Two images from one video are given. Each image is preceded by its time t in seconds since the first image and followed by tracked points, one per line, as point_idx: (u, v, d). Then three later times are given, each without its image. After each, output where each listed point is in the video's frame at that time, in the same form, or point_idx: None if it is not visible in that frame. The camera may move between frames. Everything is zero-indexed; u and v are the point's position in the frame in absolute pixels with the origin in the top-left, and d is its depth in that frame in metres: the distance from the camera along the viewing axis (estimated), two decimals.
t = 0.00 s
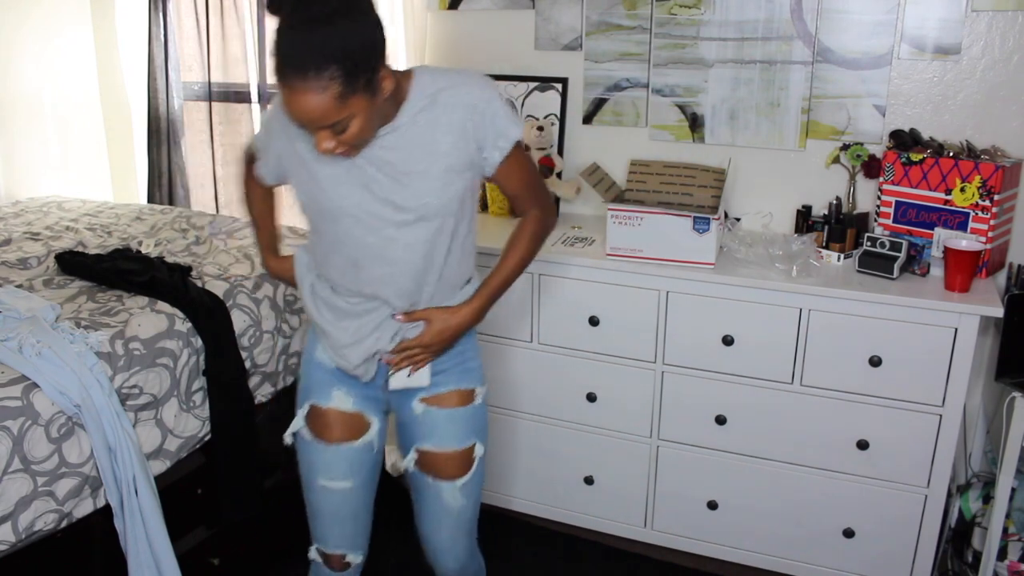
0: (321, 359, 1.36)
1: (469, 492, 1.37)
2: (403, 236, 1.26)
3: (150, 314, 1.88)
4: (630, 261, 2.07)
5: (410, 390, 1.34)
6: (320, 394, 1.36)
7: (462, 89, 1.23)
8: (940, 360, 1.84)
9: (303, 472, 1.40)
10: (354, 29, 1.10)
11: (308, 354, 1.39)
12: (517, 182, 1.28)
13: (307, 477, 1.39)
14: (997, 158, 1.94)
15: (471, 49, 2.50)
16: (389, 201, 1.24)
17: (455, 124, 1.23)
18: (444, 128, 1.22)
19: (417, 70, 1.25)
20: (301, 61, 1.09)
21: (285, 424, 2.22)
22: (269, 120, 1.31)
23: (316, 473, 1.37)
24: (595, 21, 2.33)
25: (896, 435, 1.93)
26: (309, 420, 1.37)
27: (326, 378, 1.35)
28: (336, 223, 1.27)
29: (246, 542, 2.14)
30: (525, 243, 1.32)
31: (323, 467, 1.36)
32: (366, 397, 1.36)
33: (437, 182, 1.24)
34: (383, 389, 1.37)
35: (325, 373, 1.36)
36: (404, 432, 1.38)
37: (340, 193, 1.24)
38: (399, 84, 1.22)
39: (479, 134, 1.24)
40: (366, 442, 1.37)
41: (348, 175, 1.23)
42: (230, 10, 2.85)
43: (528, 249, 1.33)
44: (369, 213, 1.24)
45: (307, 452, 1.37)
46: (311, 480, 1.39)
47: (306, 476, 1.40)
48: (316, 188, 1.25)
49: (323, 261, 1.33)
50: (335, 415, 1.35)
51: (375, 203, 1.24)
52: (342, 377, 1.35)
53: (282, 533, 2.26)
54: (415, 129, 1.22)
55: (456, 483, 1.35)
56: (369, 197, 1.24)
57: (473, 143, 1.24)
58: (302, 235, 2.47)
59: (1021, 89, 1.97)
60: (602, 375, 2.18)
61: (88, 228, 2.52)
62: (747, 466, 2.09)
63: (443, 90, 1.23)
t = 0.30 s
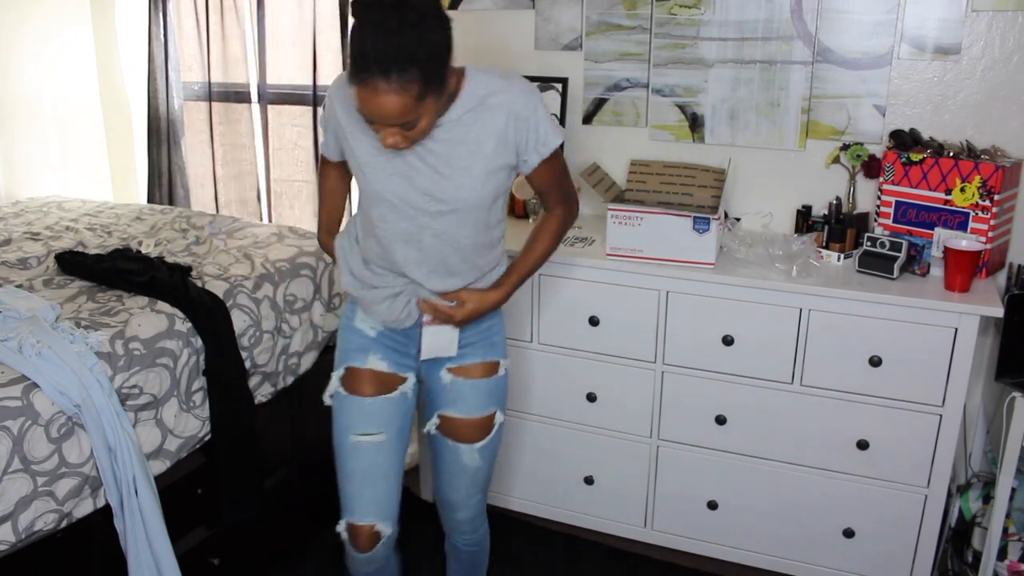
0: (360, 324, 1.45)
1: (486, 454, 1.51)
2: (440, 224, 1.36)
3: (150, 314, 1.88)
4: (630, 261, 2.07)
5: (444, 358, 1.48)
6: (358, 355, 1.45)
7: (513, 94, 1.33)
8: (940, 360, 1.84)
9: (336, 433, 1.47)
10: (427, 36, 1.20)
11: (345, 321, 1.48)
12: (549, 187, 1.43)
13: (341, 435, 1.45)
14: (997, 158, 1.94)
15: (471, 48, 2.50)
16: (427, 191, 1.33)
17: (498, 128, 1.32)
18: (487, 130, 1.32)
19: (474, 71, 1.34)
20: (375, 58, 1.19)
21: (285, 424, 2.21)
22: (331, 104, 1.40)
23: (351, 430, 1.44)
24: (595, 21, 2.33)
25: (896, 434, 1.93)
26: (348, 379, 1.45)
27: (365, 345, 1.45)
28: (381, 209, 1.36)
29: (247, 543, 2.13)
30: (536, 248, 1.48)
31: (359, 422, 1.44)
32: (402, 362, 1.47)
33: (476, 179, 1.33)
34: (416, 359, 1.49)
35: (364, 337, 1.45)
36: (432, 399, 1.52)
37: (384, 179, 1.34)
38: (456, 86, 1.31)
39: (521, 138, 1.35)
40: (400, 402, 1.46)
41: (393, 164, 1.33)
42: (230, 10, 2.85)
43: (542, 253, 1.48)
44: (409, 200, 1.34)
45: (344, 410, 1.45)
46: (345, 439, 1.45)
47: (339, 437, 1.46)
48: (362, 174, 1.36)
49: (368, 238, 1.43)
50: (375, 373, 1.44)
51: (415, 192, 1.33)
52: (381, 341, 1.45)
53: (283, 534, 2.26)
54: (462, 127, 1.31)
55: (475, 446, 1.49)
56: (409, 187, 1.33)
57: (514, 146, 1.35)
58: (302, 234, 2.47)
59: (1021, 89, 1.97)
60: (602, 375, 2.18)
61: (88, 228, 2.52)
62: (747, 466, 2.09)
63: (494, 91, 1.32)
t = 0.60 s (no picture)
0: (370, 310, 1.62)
1: (492, 420, 1.65)
2: (454, 206, 1.53)
3: (150, 314, 1.88)
4: (630, 261, 2.07)
5: (450, 331, 1.63)
6: (371, 339, 1.63)
7: (510, 81, 1.52)
8: (940, 360, 1.84)
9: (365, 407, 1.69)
10: (454, 41, 1.42)
11: (358, 306, 1.65)
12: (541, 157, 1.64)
13: (369, 411, 1.68)
14: (997, 158, 1.94)
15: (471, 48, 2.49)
16: (444, 179, 1.49)
17: (502, 114, 1.51)
18: (494, 118, 1.50)
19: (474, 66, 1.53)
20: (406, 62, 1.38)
21: (285, 424, 2.21)
22: (338, 101, 1.51)
23: (377, 408, 1.66)
24: (595, 21, 2.33)
25: (896, 434, 1.93)
26: (366, 362, 1.64)
27: (375, 326, 1.63)
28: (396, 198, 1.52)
29: (246, 542, 2.13)
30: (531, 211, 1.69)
31: (383, 400, 1.65)
32: (412, 339, 1.64)
33: (485, 163, 1.51)
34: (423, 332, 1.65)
35: (376, 322, 1.62)
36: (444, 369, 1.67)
37: (402, 171, 1.48)
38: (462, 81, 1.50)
39: (521, 121, 1.54)
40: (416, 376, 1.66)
41: (410, 155, 1.48)
42: (230, 10, 2.85)
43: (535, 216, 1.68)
44: (426, 188, 1.49)
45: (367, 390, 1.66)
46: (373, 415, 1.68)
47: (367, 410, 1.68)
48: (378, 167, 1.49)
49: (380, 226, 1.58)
50: (386, 356, 1.62)
51: (432, 181, 1.49)
52: (391, 324, 1.62)
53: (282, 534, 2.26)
54: (472, 118, 1.49)
55: (483, 411, 1.64)
56: (426, 175, 1.48)
57: (516, 129, 1.54)
58: (302, 234, 2.47)
59: (1021, 89, 1.97)
60: (602, 375, 2.18)
61: (87, 228, 2.52)
62: (747, 466, 2.09)
63: (494, 81, 1.51)
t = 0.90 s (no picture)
0: (368, 286, 1.74)
1: (493, 390, 1.75)
2: (449, 187, 1.64)
3: (150, 314, 1.88)
4: (630, 261, 2.07)
5: (444, 305, 1.73)
6: (369, 313, 1.74)
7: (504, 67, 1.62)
8: (940, 360, 1.84)
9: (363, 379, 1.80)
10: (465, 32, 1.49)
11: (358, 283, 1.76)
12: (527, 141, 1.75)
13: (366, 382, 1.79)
14: (997, 158, 1.94)
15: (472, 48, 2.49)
16: (438, 159, 1.59)
17: (498, 101, 1.61)
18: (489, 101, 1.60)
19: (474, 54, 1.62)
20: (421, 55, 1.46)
21: (285, 424, 2.21)
22: (342, 86, 1.60)
23: (373, 378, 1.77)
24: (595, 21, 2.32)
25: (896, 434, 1.93)
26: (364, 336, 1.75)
27: (373, 301, 1.74)
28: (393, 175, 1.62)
29: (246, 542, 2.13)
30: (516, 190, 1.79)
31: (380, 371, 1.76)
32: (408, 314, 1.74)
33: (479, 147, 1.61)
34: (419, 306, 1.75)
35: (372, 297, 1.73)
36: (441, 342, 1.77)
37: (399, 150, 1.58)
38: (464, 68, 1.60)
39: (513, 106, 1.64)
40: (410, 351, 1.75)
41: (407, 133, 1.57)
42: (230, 10, 2.84)
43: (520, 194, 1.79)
44: (421, 167, 1.59)
45: (365, 361, 1.77)
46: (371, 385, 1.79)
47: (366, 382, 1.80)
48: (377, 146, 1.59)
49: (377, 206, 1.68)
50: (383, 330, 1.73)
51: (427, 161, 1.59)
52: (386, 298, 1.73)
53: (282, 533, 2.26)
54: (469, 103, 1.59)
55: (483, 380, 1.74)
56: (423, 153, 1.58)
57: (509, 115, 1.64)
58: (302, 234, 2.47)
59: (1021, 89, 1.97)
60: (602, 375, 2.18)
61: (87, 228, 2.52)
62: (747, 466, 2.09)
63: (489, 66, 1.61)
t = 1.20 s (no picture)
0: (390, 272, 1.85)
1: (512, 375, 1.88)
2: (458, 181, 1.75)
3: (150, 314, 1.88)
4: (630, 261, 2.07)
5: (464, 294, 1.85)
6: (390, 298, 1.84)
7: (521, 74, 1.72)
8: (940, 360, 1.84)
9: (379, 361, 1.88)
10: (486, 41, 1.61)
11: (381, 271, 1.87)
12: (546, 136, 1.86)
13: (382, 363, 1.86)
14: (997, 158, 1.94)
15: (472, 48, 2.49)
16: (448, 157, 1.70)
17: (514, 105, 1.70)
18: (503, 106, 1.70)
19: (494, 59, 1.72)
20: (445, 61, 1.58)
21: (285, 424, 2.21)
22: (366, 78, 1.72)
23: (388, 360, 1.85)
24: (595, 21, 2.32)
25: (896, 434, 1.93)
26: (384, 319, 1.85)
27: (396, 285, 1.84)
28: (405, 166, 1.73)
29: (246, 542, 2.13)
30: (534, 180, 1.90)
31: (396, 353, 1.84)
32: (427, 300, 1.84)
33: (489, 147, 1.70)
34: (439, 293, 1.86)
35: (395, 282, 1.84)
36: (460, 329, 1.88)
37: (412, 145, 1.69)
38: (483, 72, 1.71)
39: (527, 111, 1.73)
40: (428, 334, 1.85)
41: (421, 129, 1.68)
42: (230, 10, 2.84)
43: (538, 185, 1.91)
44: (432, 162, 1.70)
45: (382, 343, 1.86)
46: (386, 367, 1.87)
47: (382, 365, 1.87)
48: (391, 138, 1.70)
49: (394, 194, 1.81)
50: (402, 313, 1.82)
51: (438, 156, 1.69)
52: (408, 284, 1.83)
53: (282, 533, 2.26)
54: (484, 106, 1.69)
55: (502, 366, 1.86)
56: (432, 148, 1.69)
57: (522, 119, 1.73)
58: (302, 234, 2.47)
59: (1021, 89, 1.97)
60: (602, 375, 2.18)
61: (88, 228, 2.52)
62: (747, 466, 2.09)
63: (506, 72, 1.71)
